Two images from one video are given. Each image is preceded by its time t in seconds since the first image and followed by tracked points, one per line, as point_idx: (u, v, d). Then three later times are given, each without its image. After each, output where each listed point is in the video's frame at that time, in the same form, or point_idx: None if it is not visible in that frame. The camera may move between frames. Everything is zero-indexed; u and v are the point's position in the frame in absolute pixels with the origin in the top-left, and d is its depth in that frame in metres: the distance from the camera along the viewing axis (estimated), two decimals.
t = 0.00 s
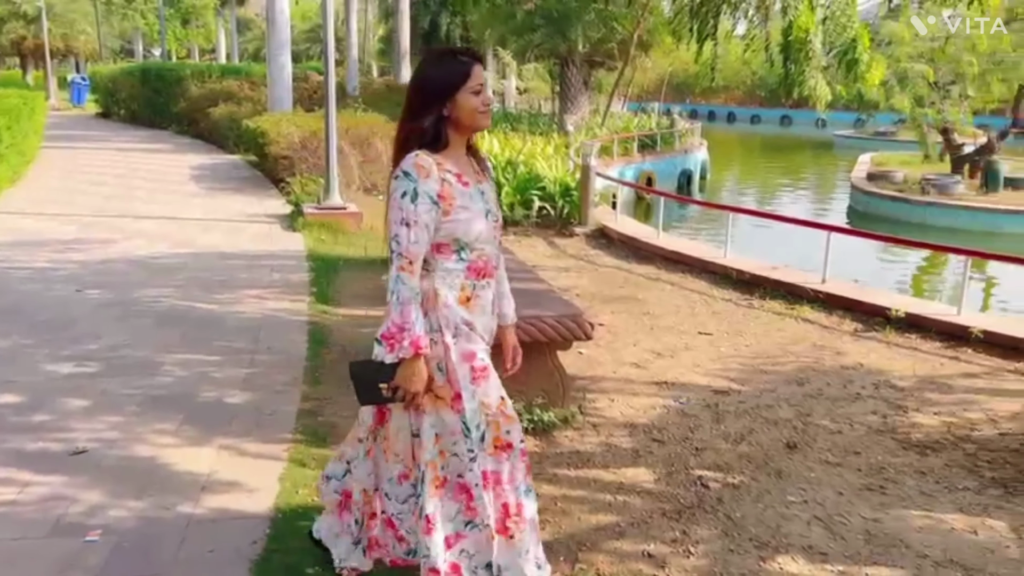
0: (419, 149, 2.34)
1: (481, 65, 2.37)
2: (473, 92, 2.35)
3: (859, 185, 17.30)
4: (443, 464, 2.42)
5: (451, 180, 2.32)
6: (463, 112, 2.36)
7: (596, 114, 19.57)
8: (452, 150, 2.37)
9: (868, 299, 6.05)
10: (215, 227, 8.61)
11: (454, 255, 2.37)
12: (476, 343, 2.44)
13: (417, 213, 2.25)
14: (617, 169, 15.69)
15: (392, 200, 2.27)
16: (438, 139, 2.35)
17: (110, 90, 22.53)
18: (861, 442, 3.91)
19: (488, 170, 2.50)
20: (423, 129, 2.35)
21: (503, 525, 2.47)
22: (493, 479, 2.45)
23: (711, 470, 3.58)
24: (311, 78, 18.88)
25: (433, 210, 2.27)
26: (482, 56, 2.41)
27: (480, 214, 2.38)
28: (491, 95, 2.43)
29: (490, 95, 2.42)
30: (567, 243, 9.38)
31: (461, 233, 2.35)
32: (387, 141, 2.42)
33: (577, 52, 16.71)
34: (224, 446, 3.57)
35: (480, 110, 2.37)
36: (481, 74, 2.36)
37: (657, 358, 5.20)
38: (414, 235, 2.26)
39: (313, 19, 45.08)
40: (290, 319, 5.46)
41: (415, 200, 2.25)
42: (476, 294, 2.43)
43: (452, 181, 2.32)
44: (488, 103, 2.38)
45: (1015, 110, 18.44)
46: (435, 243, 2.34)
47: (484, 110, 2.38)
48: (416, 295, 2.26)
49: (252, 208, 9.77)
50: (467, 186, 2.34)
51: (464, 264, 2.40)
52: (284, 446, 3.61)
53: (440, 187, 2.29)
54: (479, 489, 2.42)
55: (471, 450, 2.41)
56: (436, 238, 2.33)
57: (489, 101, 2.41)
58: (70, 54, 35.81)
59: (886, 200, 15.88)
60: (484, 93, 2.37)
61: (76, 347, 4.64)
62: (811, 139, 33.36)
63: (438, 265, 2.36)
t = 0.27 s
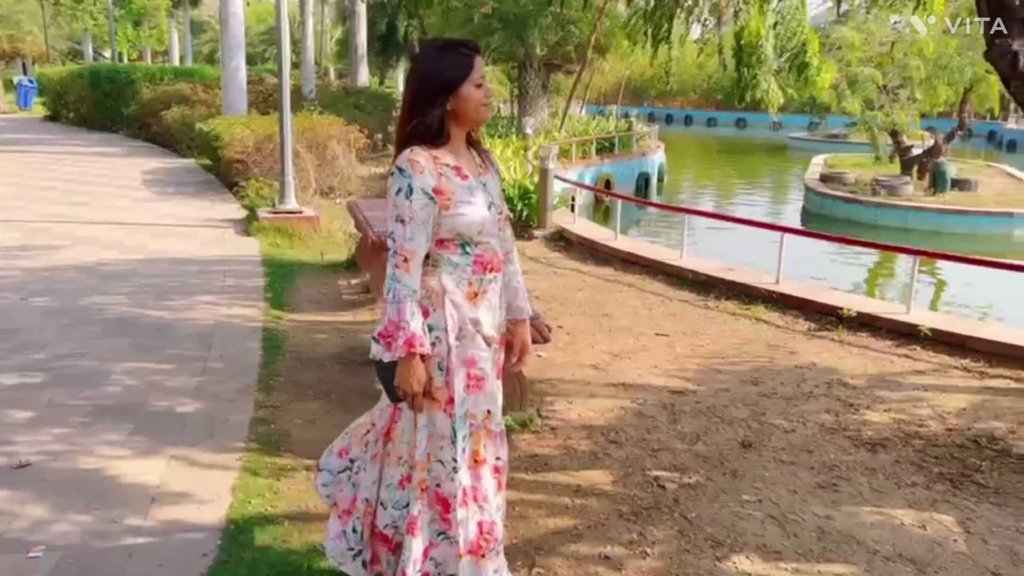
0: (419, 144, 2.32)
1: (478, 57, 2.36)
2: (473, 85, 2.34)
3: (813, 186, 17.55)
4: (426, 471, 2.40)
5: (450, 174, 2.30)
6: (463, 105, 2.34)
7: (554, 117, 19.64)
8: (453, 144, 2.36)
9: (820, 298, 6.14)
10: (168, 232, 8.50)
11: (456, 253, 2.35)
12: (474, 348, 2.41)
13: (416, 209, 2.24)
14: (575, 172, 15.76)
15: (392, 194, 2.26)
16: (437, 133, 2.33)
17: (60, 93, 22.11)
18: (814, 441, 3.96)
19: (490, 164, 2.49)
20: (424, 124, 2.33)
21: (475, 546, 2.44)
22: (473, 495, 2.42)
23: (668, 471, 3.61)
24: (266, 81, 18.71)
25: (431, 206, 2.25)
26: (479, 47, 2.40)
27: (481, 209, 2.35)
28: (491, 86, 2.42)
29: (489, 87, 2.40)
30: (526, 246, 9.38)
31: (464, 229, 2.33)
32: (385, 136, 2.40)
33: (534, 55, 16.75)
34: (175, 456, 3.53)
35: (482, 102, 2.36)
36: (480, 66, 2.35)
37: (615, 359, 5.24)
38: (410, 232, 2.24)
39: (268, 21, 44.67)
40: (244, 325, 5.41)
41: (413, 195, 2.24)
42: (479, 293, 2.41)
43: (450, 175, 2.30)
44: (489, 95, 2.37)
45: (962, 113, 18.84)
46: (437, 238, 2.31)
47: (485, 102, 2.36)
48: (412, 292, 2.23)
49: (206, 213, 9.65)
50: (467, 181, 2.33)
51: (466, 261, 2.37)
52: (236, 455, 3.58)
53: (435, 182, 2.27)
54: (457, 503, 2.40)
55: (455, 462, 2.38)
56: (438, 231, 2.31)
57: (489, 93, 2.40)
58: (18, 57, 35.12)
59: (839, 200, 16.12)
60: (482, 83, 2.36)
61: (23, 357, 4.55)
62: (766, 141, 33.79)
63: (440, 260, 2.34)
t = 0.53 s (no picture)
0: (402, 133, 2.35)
1: (462, 46, 2.38)
2: (456, 74, 2.36)
3: (760, 188, 17.81)
4: (387, 474, 2.43)
5: (432, 164, 2.32)
6: (448, 95, 2.37)
7: (506, 120, 19.67)
8: (434, 133, 2.38)
9: (768, 298, 6.24)
10: (111, 238, 8.34)
11: (434, 251, 2.37)
12: (447, 352, 2.42)
13: (394, 200, 2.27)
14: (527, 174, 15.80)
15: (372, 181, 2.29)
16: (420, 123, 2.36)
17: None
18: (762, 439, 4.02)
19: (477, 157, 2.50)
20: (407, 113, 2.37)
21: (423, 560, 2.45)
22: (429, 505, 2.43)
23: (620, 472, 3.63)
24: (213, 83, 18.47)
25: (409, 196, 2.27)
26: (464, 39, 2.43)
27: (464, 204, 2.36)
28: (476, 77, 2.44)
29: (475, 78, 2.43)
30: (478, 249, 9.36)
31: (444, 222, 2.34)
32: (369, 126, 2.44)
33: (485, 58, 16.76)
34: (116, 470, 3.46)
35: (465, 91, 2.38)
36: (464, 55, 2.38)
37: (567, 362, 5.25)
38: (388, 223, 2.27)
39: (216, 23, 44.09)
40: (189, 333, 5.33)
41: (392, 184, 2.27)
42: (457, 294, 2.42)
43: (432, 165, 2.32)
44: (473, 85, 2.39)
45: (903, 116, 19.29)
46: (416, 232, 2.34)
47: (469, 92, 2.39)
48: (390, 284, 2.25)
49: (151, 218, 9.49)
50: (449, 170, 2.34)
51: (445, 259, 2.39)
52: (180, 468, 3.53)
53: (417, 171, 2.29)
54: (412, 512, 2.41)
55: (413, 469, 2.40)
56: (416, 225, 2.33)
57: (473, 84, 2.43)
58: None
59: (786, 201, 16.35)
60: (466, 73, 2.38)
61: None
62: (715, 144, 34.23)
63: (418, 256, 2.36)
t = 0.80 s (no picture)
0: (384, 135, 2.39)
1: (439, 46, 2.39)
2: (430, 72, 2.37)
3: (720, 189, 17.97)
4: (349, 476, 2.45)
5: (407, 165, 2.34)
6: (424, 94, 2.38)
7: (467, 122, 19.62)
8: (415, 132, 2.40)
9: (727, 299, 6.30)
10: (62, 244, 8.19)
11: (405, 253, 2.38)
12: (413, 357, 2.41)
13: (366, 200, 2.28)
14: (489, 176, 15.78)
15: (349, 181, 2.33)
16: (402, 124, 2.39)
17: None
18: (722, 439, 4.05)
19: (465, 158, 2.48)
20: (389, 113, 2.41)
21: (374, 568, 2.43)
22: (384, 510, 2.42)
23: (582, 475, 3.64)
24: (168, 85, 18.21)
25: (380, 196, 2.29)
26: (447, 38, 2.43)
27: (436, 206, 2.36)
28: (459, 77, 2.44)
29: (456, 77, 2.42)
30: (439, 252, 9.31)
31: (415, 224, 2.35)
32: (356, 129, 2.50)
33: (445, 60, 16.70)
34: (65, 483, 3.41)
35: (442, 91, 2.38)
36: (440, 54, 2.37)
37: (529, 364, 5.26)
38: (358, 220, 2.28)
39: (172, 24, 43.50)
40: (143, 341, 5.26)
41: (367, 183, 2.29)
42: (427, 299, 2.41)
43: (407, 165, 2.33)
44: (448, 83, 2.38)
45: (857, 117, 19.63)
46: (388, 233, 2.36)
47: (444, 90, 2.38)
48: (359, 280, 2.25)
49: (103, 223, 9.33)
50: (424, 171, 2.34)
51: (416, 263, 2.39)
52: (132, 480, 3.49)
53: (389, 171, 2.31)
54: (369, 516, 2.40)
55: (373, 471, 2.40)
56: (387, 226, 2.35)
57: (455, 83, 2.42)
58: None
59: (745, 202, 16.51)
60: (442, 72, 2.38)
61: None
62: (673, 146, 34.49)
63: (391, 258, 2.39)
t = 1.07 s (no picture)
0: (376, 137, 2.43)
1: (428, 48, 2.41)
2: (417, 74, 2.39)
3: (680, 190, 18.11)
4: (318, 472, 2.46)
5: (390, 166, 2.36)
6: (411, 95, 2.40)
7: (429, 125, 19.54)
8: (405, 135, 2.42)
9: (688, 299, 6.34)
10: (13, 250, 8.03)
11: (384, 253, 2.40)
12: (381, 357, 2.40)
13: (345, 196, 2.33)
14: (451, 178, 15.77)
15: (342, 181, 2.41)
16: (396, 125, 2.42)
17: None
18: (686, 439, 4.06)
19: (460, 163, 2.45)
20: (386, 117, 2.46)
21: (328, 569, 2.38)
22: (339, 508, 2.38)
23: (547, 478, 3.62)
24: (122, 87, 17.92)
25: (359, 195, 2.32)
26: (440, 40, 2.43)
27: (413, 209, 2.35)
28: (452, 78, 2.43)
29: (448, 78, 2.41)
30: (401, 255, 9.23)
31: (391, 225, 2.36)
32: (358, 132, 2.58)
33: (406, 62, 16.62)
34: (14, 497, 3.35)
35: (427, 92, 2.39)
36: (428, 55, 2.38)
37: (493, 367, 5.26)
38: (340, 218, 2.33)
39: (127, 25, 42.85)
40: (98, 350, 5.14)
41: (350, 182, 2.32)
42: (400, 301, 2.40)
43: (390, 167, 2.36)
44: (431, 84, 2.38)
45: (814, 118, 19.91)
46: (371, 233, 2.40)
47: (428, 91, 2.38)
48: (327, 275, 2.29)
49: (54, 228, 9.14)
50: (406, 174, 2.35)
51: (394, 265, 2.41)
52: (85, 491, 3.44)
53: (371, 171, 2.34)
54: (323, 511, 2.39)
55: (333, 466, 2.41)
56: (370, 226, 2.39)
57: (446, 85, 2.41)
58: None
59: (705, 204, 16.66)
60: (428, 75, 2.39)
61: None
62: (634, 148, 34.72)
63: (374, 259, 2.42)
